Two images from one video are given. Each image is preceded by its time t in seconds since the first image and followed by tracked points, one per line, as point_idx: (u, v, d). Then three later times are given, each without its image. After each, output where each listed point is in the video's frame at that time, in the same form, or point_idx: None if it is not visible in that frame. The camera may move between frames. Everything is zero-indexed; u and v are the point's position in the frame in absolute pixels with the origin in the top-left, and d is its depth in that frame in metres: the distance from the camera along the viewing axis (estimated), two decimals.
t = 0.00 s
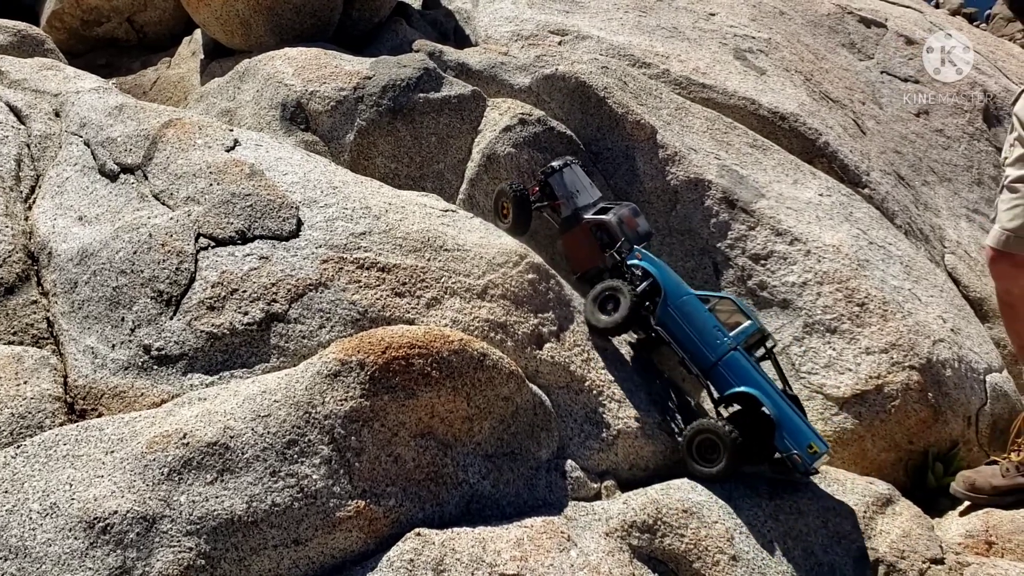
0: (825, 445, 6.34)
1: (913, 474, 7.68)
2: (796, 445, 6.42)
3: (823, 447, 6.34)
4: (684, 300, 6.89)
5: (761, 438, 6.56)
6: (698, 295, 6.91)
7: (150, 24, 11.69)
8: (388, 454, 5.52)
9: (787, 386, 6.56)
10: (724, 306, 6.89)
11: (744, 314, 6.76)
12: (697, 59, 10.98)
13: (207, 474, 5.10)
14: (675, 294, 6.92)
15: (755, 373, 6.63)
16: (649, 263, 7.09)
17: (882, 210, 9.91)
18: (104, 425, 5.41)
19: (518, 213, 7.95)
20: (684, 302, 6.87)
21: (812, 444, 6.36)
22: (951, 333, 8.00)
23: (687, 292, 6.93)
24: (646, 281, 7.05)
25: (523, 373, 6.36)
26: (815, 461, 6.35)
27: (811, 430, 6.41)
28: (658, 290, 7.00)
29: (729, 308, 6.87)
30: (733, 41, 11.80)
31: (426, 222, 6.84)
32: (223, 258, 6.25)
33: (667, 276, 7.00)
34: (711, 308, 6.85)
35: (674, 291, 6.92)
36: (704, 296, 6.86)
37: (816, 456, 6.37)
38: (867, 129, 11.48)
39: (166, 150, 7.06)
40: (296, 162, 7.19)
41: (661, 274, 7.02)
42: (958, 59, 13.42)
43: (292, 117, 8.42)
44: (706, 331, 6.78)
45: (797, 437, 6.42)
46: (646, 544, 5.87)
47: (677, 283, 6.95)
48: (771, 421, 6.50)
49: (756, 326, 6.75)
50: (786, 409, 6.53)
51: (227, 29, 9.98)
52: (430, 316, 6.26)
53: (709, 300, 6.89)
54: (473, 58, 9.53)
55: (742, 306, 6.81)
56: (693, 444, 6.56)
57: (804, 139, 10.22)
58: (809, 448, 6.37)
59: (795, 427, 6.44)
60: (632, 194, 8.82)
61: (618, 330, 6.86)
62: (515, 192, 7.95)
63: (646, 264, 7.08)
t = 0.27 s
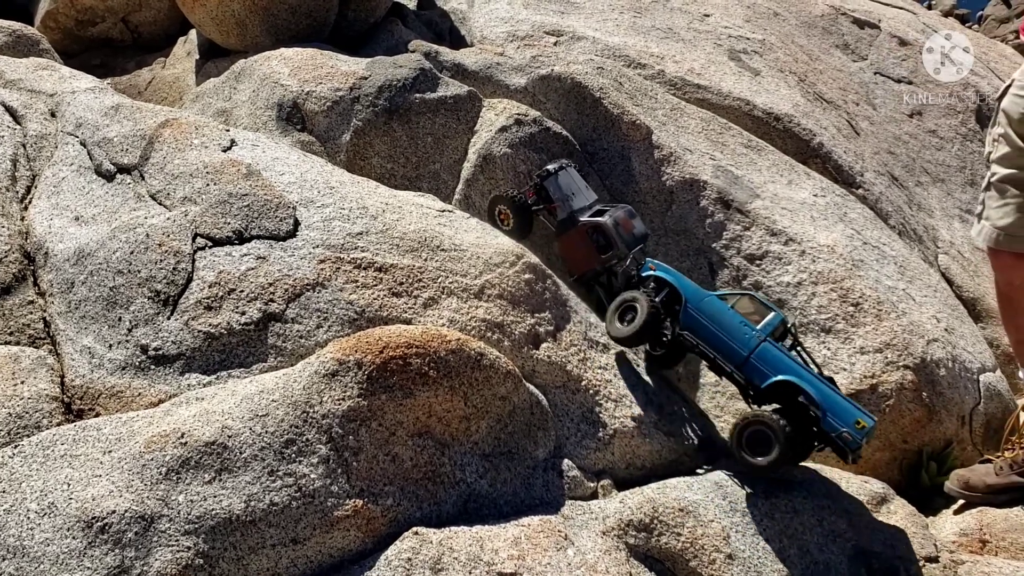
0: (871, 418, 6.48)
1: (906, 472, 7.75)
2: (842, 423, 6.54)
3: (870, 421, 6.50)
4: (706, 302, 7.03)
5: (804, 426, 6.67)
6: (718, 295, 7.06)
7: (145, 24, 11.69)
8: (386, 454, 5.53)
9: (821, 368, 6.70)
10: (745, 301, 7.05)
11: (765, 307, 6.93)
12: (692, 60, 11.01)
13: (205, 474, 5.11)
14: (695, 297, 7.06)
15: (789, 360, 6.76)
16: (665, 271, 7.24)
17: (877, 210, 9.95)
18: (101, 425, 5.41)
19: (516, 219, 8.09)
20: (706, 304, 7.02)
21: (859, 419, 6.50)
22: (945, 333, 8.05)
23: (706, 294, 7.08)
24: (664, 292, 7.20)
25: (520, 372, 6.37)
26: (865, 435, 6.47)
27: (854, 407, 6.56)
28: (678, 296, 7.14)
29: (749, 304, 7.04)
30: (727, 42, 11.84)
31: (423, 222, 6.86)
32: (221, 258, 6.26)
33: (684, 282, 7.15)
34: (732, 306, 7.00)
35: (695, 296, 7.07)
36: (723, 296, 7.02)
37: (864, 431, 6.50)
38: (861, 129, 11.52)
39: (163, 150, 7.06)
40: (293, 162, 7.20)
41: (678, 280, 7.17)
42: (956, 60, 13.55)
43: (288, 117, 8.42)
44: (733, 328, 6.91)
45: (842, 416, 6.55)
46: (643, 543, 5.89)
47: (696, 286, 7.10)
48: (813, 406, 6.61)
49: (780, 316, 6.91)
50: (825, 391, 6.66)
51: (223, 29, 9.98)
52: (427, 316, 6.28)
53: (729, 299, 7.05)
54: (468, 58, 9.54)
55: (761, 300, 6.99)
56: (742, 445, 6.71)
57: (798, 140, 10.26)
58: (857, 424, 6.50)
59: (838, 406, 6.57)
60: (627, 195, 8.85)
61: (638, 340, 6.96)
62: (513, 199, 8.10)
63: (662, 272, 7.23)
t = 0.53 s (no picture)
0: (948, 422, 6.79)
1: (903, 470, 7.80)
2: (921, 430, 6.81)
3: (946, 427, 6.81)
4: (767, 321, 7.15)
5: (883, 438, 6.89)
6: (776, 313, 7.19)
7: (142, 22, 11.69)
8: (384, 450, 5.55)
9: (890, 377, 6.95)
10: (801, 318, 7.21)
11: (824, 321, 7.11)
12: (688, 59, 11.04)
13: (204, 470, 5.12)
14: (755, 317, 7.17)
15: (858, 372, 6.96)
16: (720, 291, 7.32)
17: (872, 209, 9.99)
18: (99, 421, 5.43)
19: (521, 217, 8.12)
20: (768, 323, 7.13)
21: (936, 425, 6.79)
22: (940, 331, 8.09)
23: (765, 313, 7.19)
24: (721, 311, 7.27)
25: (517, 369, 6.39)
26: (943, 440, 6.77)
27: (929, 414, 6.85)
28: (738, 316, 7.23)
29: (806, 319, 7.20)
30: (723, 40, 11.88)
31: (420, 220, 6.88)
32: (218, 255, 6.27)
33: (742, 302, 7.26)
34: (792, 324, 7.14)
35: (754, 315, 7.18)
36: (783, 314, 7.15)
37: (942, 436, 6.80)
38: (856, 128, 11.56)
39: (160, 147, 7.07)
40: (290, 160, 7.21)
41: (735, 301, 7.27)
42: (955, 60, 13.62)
43: (285, 115, 8.43)
44: (799, 345, 7.05)
45: (919, 424, 6.82)
46: (640, 539, 5.92)
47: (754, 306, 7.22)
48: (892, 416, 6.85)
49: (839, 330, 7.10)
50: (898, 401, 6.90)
51: (220, 26, 9.99)
52: (425, 313, 6.30)
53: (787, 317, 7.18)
54: (466, 56, 9.56)
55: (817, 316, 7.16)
56: (821, 460, 6.74)
57: (794, 139, 10.29)
58: (935, 430, 6.78)
59: (914, 415, 6.84)
60: (624, 193, 8.88)
61: (703, 362, 6.94)
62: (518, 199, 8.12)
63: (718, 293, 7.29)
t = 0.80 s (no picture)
0: (967, 401, 6.81)
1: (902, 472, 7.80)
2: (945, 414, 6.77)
3: (966, 406, 6.82)
4: (776, 327, 7.07)
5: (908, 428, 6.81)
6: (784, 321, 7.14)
7: (143, 23, 11.71)
8: (385, 450, 5.56)
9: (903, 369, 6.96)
10: (806, 324, 7.20)
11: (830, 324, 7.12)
12: (688, 61, 11.06)
13: (206, 470, 5.14)
14: (765, 325, 7.08)
15: (873, 367, 6.94)
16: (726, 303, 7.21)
17: (872, 211, 10.01)
18: (102, 421, 5.44)
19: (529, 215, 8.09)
20: (778, 329, 7.05)
21: (957, 405, 6.79)
22: (940, 332, 8.11)
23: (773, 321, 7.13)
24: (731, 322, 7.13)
25: (518, 370, 6.41)
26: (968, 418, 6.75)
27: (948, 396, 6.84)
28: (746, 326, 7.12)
29: (811, 325, 7.19)
30: (724, 42, 11.90)
31: (422, 221, 6.89)
32: (220, 256, 6.29)
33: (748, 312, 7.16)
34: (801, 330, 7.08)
35: (763, 322, 7.09)
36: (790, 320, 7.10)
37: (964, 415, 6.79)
38: (856, 130, 11.58)
39: (162, 148, 7.09)
40: (292, 161, 7.23)
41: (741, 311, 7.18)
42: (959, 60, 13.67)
43: (287, 116, 8.46)
44: (812, 347, 6.99)
45: (942, 407, 6.78)
46: (640, 540, 5.93)
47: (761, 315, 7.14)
48: (914, 402, 6.80)
49: (845, 331, 7.12)
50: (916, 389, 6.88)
51: (222, 28, 10.01)
52: (426, 314, 6.31)
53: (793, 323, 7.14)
54: (467, 58, 9.58)
55: (822, 321, 7.17)
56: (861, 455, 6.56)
57: (794, 141, 10.32)
58: (958, 409, 6.76)
59: (935, 399, 6.81)
60: (625, 194, 8.90)
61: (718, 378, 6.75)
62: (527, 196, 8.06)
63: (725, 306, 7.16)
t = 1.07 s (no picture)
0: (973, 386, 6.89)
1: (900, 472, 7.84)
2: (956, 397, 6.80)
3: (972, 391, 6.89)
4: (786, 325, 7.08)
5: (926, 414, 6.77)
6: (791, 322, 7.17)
7: (143, 24, 11.72)
8: (385, 452, 5.58)
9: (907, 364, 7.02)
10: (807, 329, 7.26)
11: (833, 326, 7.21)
12: (688, 63, 11.08)
13: (206, 471, 5.15)
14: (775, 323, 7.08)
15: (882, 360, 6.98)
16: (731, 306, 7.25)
17: (871, 212, 10.03)
18: (102, 422, 5.46)
19: (523, 217, 8.26)
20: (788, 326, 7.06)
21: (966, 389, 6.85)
22: (938, 334, 8.14)
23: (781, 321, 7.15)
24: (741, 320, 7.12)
25: (518, 372, 6.43)
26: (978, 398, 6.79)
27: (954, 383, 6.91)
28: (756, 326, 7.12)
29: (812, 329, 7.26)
30: (723, 44, 11.93)
31: (421, 223, 6.91)
32: (221, 257, 6.31)
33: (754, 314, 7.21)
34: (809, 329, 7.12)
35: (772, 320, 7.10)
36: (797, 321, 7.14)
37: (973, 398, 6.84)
38: (855, 132, 11.60)
39: (163, 150, 7.11)
40: (292, 163, 7.25)
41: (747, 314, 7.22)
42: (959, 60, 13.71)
43: (287, 118, 8.48)
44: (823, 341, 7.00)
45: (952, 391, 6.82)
46: (639, 541, 5.94)
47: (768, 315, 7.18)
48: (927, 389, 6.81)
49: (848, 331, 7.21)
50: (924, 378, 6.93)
51: (222, 30, 10.03)
52: (426, 315, 6.33)
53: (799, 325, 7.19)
54: (466, 60, 9.61)
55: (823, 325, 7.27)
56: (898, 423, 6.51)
57: (793, 143, 10.34)
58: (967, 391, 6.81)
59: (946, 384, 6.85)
60: (624, 196, 8.93)
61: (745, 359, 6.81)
62: (518, 199, 8.25)
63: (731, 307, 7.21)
